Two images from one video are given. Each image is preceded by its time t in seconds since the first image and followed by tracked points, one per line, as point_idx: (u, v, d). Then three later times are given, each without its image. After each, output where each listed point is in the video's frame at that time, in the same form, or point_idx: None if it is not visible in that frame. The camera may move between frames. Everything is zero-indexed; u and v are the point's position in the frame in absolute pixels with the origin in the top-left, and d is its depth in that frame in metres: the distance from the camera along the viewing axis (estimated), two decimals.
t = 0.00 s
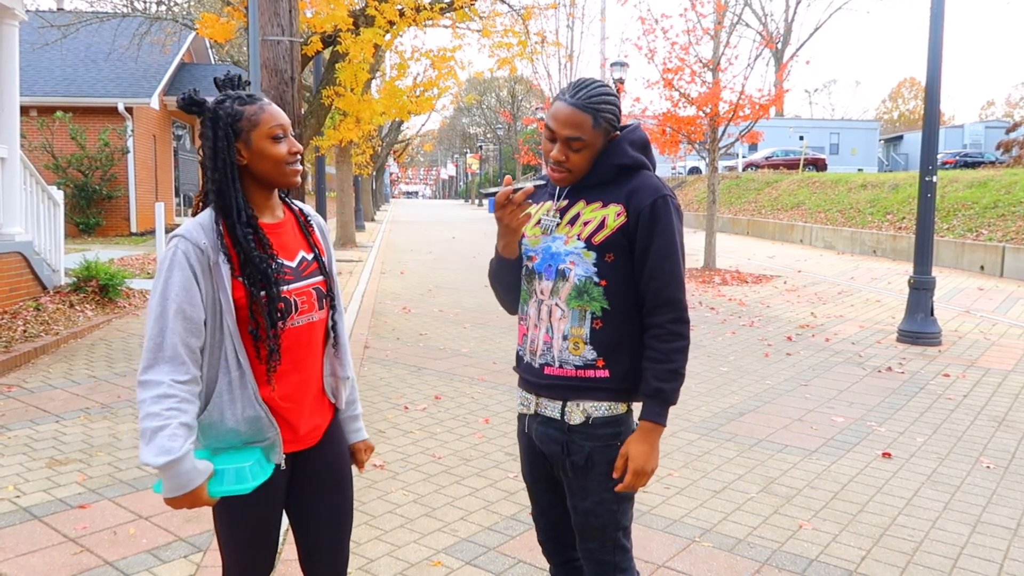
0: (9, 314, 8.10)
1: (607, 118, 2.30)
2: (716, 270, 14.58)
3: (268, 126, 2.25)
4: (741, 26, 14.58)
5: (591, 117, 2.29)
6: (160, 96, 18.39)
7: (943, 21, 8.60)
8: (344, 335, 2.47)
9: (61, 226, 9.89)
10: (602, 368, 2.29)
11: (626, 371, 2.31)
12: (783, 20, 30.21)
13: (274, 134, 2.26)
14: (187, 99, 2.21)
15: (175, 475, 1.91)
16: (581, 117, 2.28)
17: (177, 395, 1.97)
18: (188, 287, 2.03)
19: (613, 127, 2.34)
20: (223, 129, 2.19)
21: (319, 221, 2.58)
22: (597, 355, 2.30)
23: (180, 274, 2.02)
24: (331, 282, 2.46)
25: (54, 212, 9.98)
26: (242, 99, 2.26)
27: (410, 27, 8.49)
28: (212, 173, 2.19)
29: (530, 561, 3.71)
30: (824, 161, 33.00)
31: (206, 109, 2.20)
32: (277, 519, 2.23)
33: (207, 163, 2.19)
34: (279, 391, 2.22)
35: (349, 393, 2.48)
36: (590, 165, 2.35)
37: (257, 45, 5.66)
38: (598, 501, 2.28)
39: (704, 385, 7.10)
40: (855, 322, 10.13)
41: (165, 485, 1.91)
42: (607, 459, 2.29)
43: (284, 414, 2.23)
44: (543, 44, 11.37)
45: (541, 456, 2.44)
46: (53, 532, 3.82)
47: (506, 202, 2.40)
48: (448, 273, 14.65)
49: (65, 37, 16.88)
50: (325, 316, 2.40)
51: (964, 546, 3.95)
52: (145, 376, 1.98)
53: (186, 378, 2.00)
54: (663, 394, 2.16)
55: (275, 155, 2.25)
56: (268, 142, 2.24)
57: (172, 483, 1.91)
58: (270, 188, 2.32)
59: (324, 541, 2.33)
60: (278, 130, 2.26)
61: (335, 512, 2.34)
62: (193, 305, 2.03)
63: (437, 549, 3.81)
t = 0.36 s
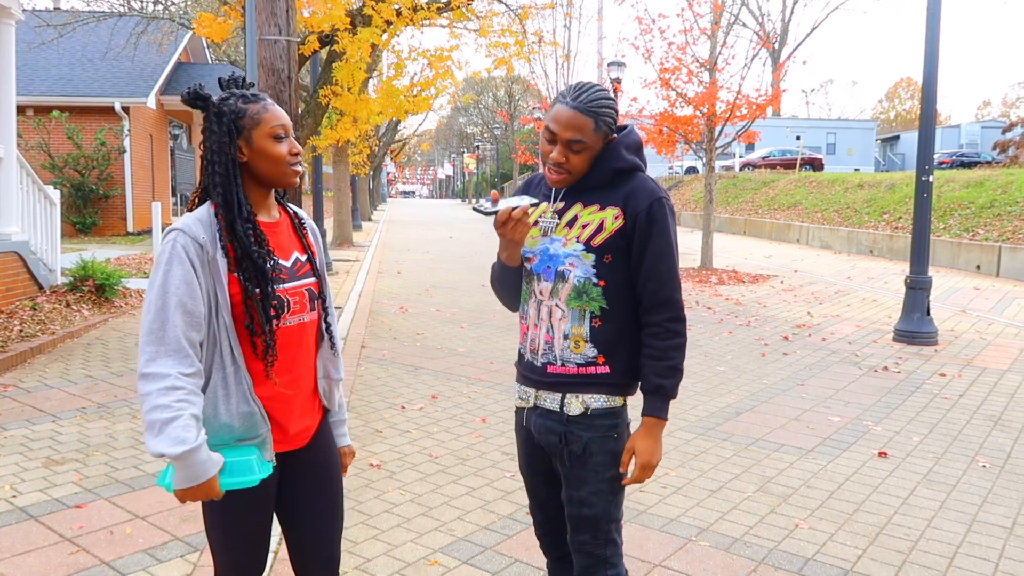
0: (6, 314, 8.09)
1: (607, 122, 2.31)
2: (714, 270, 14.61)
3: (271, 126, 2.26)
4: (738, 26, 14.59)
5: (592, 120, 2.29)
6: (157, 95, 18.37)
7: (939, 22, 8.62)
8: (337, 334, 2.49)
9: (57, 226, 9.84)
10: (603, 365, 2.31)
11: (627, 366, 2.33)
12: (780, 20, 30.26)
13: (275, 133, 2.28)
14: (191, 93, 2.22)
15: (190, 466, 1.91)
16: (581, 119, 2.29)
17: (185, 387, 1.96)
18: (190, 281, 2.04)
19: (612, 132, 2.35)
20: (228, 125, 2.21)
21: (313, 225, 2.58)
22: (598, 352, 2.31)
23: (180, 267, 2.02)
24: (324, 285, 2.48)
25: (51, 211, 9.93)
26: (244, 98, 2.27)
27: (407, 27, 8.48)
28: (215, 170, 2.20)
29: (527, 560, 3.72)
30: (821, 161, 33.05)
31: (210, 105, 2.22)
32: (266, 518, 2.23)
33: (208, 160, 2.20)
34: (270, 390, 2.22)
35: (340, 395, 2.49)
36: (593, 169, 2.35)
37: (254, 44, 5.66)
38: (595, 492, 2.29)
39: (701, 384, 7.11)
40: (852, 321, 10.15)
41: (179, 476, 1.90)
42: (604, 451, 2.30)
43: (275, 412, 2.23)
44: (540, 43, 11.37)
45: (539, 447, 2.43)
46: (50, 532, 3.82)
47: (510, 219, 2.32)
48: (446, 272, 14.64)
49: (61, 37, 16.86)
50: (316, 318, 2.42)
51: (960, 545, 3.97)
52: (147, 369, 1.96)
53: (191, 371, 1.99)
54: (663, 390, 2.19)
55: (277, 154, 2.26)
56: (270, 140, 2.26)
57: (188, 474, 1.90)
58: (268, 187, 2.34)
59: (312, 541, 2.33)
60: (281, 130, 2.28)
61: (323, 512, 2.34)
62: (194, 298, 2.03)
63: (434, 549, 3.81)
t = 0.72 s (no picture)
0: (3, 311, 8.08)
1: (607, 116, 2.33)
2: (712, 267, 14.63)
3: (286, 122, 2.29)
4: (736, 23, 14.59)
5: (593, 114, 2.30)
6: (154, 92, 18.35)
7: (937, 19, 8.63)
8: (327, 335, 2.46)
9: (55, 224, 9.83)
10: (624, 354, 2.37)
11: (641, 352, 2.41)
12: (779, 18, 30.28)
13: (289, 129, 2.31)
14: (211, 83, 2.24)
15: (162, 464, 1.90)
16: (583, 115, 2.29)
17: (165, 382, 1.96)
18: (182, 274, 2.03)
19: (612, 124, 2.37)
20: (243, 118, 2.23)
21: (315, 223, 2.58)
22: (619, 343, 2.37)
23: (173, 260, 2.02)
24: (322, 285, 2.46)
25: (49, 209, 9.92)
26: (259, 93, 2.29)
27: (405, 23, 8.47)
28: (225, 161, 2.22)
29: (526, 557, 3.72)
30: (819, 158, 33.08)
31: (227, 97, 2.25)
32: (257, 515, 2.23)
33: (222, 151, 2.22)
34: (257, 389, 2.22)
35: (330, 395, 2.44)
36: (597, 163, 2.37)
37: (252, 41, 5.67)
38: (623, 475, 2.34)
39: (699, 381, 7.12)
40: (850, 318, 10.17)
41: (150, 473, 1.90)
42: (630, 434, 2.36)
43: (262, 410, 2.22)
44: (538, 40, 11.36)
45: (556, 440, 2.43)
46: (48, 529, 3.82)
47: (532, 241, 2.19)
48: (444, 269, 14.65)
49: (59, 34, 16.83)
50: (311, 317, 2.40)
51: (957, 542, 3.98)
52: (132, 360, 1.96)
53: (174, 366, 1.99)
54: (675, 371, 2.31)
55: (289, 150, 2.29)
56: (284, 136, 2.29)
57: (157, 472, 1.89)
58: (275, 184, 2.35)
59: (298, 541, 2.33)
60: (293, 127, 2.31)
61: (314, 515, 2.31)
62: (185, 293, 2.03)
63: (433, 546, 3.82)
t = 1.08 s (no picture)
0: (3, 308, 8.08)
1: (612, 94, 2.49)
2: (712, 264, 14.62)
3: (313, 120, 2.31)
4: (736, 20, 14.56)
5: (599, 89, 2.47)
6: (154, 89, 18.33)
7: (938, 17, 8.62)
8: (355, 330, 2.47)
9: (54, 221, 9.82)
10: (657, 345, 2.52)
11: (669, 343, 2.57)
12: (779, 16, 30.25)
13: (316, 127, 2.33)
14: (241, 80, 2.22)
15: (194, 453, 1.92)
16: (593, 92, 2.46)
17: (196, 374, 1.98)
18: (211, 270, 2.04)
19: (623, 103, 2.51)
20: (274, 116, 2.23)
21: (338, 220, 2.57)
22: (653, 334, 2.51)
23: (202, 256, 2.03)
24: (346, 281, 2.47)
25: (48, 206, 9.91)
26: (287, 91, 2.29)
27: (405, 21, 8.46)
28: (255, 159, 2.21)
29: (526, 554, 3.73)
30: (819, 156, 33.05)
31: (256, 95, 2.23)
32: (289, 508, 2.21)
33: (256, 149, 2.21)
34: (287, 384, 2.22)
35: (357, 389, 2.48)
36: (607, 134, 2.46)
37: (252, 38, 5.66)
38: (652, 461, 2.53)
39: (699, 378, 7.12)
40: (849, 315, 10.18)
41: (183, 462, 1.92)
42: (659, 424, 2.54)
43: (291, 406, 2.23)
44: (538, 37, 11.34)
45: (590, 432, 2.52)
46: (49, 526, 3.82)
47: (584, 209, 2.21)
48: (444, 267, 14.64)
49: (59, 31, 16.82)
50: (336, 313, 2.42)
51: (956, 539, 3.99)
52: (163, 354, 1.98)
53: (204, 360, 2.00)
54: (703, 361, 2.51)
55: (317, 148, 2.31)
56: (312, 133, 2.30)
57: (190, 460, 1.92)
58: (302, 180, 2.36)
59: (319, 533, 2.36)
60: (320, 125, 2.32)
61: (330, 505, 2.37)
62: (215, 288, 2.04)
63: (433, 542, 3.82)
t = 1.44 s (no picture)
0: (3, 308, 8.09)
1: (629, 93, 2.49)
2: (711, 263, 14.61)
3: (335, 127, 2.32)
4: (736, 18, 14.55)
5: (616, 90, 2.49)
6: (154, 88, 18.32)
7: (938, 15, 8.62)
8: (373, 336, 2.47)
9: (54, 220, 9.82)
10: (669, 341, 2.55)
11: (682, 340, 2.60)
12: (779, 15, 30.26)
13: (338, 134, 2.34)
14: (266, 87, 2.22)
15: (232, 446, 1.93)
16: (610, 93, 2.48)
17: (230, 372, 1.99)
18: (235, 272, 2.06)
19: (641, 102, 2.50)
20: (298, 123, 2.24)
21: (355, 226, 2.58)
22: (666, 331, 2.55)
23: (226, 259, 2.04)
24: (363, 288, 2.47)
25: (48, 205, 9.91)
26: (310, 98, 2.30)
27: (405, 20, 8.46)
28: (280, 165, 2.22)
29: (525, 552, 3.73)
30: (819, 154, 33.08)
31: (281, 102, 2.24)
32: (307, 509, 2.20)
33: (280, 155, 2.22)
34: (309, 387, 2.23)
35: (377, 393, 2.49)
36: (623, 133, 2.48)
37: (251, 37, 5.66)
38: (663, 449, 2.58)
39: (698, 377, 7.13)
40: (849, 314, 10.19)
41: (228, 453, 1.94)
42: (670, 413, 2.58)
43: (312, 409, 2.24)
44: (538, 36, 11.33)
45: (605, 420, 2.53)
46: (49, 525, 3.83)
47: (577, 193, 2.24)
48: (444, 266, 14.65)
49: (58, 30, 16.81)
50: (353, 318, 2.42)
51: (955, 537, 3.99)
52: (192, 354, 1.98)
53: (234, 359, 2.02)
54: (723, 358, 2.57)
55: (339, 154, 2.32)
56: (334, 141, 2.31)
57: (236, 452, 1.94)
58: (325, 185, 2.37)
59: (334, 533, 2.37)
60: (342, 131, 2.34)
61: (346, 504, 2.36)
62: (239, 290, 2.05)
63: (432, 541, 3.82)
